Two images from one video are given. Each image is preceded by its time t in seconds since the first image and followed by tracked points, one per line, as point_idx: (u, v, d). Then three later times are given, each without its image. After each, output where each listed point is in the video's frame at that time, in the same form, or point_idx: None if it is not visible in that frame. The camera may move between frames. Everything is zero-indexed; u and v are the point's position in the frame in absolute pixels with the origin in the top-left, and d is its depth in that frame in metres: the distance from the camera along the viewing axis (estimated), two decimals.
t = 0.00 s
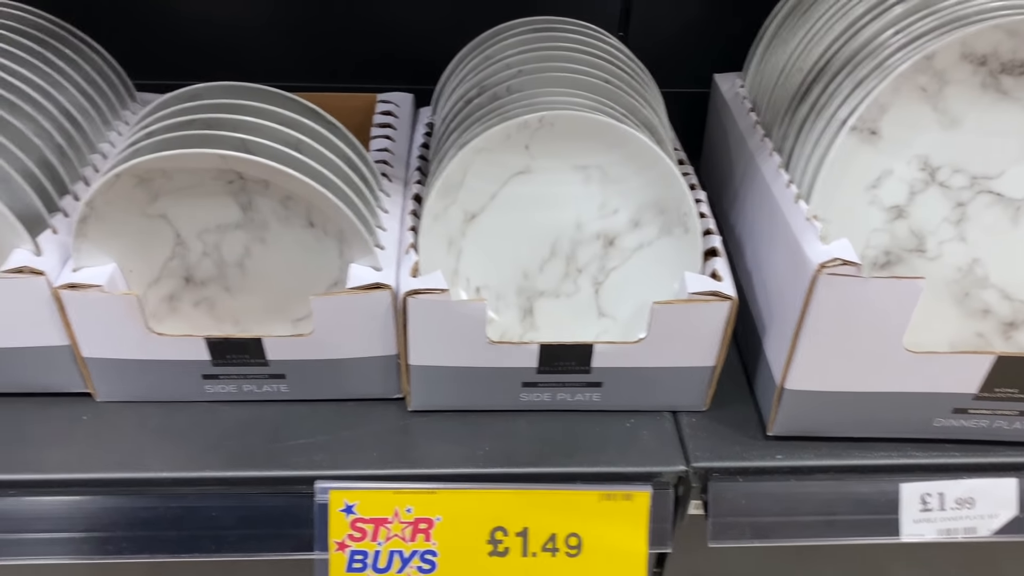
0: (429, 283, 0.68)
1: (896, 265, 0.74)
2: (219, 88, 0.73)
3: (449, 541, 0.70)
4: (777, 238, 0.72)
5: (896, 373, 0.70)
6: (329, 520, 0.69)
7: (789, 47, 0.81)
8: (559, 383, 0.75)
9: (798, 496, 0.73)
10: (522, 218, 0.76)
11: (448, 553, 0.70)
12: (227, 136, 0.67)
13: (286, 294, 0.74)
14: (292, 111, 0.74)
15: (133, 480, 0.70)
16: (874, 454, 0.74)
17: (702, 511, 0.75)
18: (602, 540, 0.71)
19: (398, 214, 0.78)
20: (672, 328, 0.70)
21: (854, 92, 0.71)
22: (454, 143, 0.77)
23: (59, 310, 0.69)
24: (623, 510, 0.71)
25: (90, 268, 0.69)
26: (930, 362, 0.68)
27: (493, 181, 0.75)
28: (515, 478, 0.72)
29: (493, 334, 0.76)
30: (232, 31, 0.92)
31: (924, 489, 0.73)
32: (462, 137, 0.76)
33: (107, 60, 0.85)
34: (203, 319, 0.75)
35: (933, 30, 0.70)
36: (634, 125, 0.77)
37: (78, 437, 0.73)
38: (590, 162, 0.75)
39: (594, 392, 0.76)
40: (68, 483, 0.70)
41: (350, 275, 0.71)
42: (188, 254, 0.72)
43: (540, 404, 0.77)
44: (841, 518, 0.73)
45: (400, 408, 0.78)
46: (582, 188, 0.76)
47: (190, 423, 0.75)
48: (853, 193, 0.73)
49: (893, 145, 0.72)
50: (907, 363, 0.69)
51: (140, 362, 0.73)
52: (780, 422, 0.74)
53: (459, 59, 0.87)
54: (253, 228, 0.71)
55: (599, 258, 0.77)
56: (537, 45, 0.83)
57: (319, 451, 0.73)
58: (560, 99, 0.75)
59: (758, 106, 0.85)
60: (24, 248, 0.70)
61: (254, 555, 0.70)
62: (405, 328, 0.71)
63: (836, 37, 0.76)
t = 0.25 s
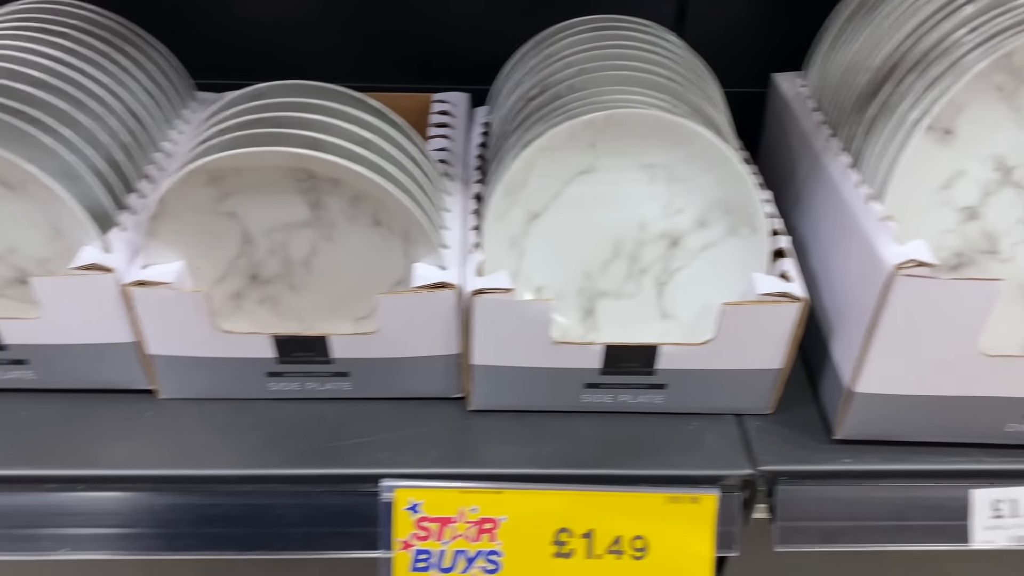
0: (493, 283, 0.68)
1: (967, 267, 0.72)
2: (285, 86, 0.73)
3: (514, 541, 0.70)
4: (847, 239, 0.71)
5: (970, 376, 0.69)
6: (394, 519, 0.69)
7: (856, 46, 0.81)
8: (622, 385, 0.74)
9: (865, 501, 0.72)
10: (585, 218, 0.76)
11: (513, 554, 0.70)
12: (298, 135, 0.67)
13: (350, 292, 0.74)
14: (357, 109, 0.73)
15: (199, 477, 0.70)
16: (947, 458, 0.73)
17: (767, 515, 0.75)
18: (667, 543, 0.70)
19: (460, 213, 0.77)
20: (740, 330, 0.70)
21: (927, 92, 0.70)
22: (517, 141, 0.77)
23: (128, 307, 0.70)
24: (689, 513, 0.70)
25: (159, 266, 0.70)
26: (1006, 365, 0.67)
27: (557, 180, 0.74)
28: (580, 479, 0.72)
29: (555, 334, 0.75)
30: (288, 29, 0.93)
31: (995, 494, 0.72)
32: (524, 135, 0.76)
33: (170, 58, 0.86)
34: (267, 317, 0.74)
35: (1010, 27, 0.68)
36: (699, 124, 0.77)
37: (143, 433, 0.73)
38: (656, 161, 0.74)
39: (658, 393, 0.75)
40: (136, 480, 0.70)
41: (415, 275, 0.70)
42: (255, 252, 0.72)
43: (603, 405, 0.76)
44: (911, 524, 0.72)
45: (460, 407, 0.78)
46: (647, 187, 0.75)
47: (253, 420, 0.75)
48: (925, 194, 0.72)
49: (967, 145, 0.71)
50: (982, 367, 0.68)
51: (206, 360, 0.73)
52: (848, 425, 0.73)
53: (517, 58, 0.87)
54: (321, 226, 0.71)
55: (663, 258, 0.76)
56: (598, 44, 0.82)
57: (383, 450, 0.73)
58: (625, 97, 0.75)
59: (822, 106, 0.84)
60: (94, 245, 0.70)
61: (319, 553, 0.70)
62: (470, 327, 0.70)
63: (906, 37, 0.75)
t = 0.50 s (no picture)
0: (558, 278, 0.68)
1: None
2: (357, 81, 0.74)
3: (577, 537, 0.70)
4: (919, 237, 0.70)
5: None
6: (457, 511, 0.70)
7: (927, 41, 0.80)
8: (686, 382, 0.74)
9: (933, 503, 0.71)
10: (649, 213, 0.75)
11: (576, 549, 0.70)
12: (369, 129, 0.68)
13: (414, 286, 0.75)
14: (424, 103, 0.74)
15: (265, 466, 0.71)
16: (1017, 462, 0.72)
17: (832, 515, 0.74)
18: (731, 541, 0.70)
19: (522, 208, 0.77)
20: (808, 327, 0.69)
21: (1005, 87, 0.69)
22: (580, 136, 0.76)
23: (197, 298, 0.71)
24: (754, 512, 0.70)
25: (229, 258, 0.70)
26: None
27: (622, 174, 0.74)
28: (642, 476, 0.72)
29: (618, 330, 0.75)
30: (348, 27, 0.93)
31: None
32: (588, 129, 0.76)
33: (234, 54, 0.87)
34: (331, 309, 0.76)
35: None
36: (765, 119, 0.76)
37: (210, 422, 0.74)
38: (723, 156, 0.74)
39: (722, 391, 0.74)
40: (203, 468, 0.71)
41: (480, 268, 0.70)
42: (322, 245, 0.73)
43: (665, 402, 0.76)
44: (980, 527, 0.70)
45: (521, 402, 0.77)
46: (713, 183, 0.75)
47: (317, 411, 0.76)
48: (1000, 191, 0.71)
49: None
50: None
51: (272, 350, 0.74)
52: (917, 426, 0.72)
53: (578, 53, 0.87)
54: (387, 219, 0.72)
55: (728, 255, 0.76)
56: (662, 39, 0.82)
57: (445, 443, 0.73)
58: (693, 92, 0.74)
59: (890, 101, 0.83)
60: (165, 236, 0.71)
61: (381, 543, 0.70)
62: (534, 322, 0.70)
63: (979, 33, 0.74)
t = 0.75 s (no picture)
0: (613, 278, 0.67)
1: None
2: (412, 80, 0.74)
3: (631, 540, 0.69)
4: (984, 241, 0.68)
5: None
6: (510, 513, 0.69)
7: (991, 40, 0.78)
8: (742, 386, 0.73)
9: (995, 512, 0.70)
10: (705, 214, 0.75)
11: (629, 552, 0.70)
12: (426, 129, 0.68)
13: (466, 286, 0.74)
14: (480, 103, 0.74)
15: (320, 463, 0.71)
16: None
17: (889, 523, 0.73)
18: (787, 547, 0.69)
19: (575, 209, 0.76)
20: (869, 332, 0.68)
21: None
22: (635, 136, 0.76)
23: (254, 295, 0.71)
24: (811, 518, 0.69)
25: (286, 256, 0.71)
26: None
27: (678, 175, 0.73)
28: (697, 480, 0.71)
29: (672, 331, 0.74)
30: (398, 24, 0.93)
31: None
32: (644, 130, 0.75)
33: (287, 53, 0.87)
34: (383, 307, 0.76)
35: None
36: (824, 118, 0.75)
37: (264, 419, 0.75)
38: (782, 158, 0.73)
39: (777, 395, 0.74)
40: (258, 465, 0.71)
41: (534, 269, 0.70)
42: (377, 244, 0.73)
43: (718, 406, 0.75)
44: None
45: (572, 403, 0.77)
46: (770, 184, 0.74)
47: (369, 409, 0.76)
48: None
49: None
50: None
51: (326, 348, 0.74)
52: (978, 435, 0.71)
53: (631, 51, 0.86)
54: (442, 219, 0.72)
55: (785, 257, 0.75)
56: (718, 38, 0.81)
57: (498, 443, 0.73)
58: (751, 93, 0.73)
59: (950, 102, 0.81)
60: (223, 234, 0.71)
61: (435, 542, 0.70)
62: (589, 323, 0.69)
63: None
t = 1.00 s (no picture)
0: (662, 287, 0.66)
1: None
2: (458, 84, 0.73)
3: (676, 551, 0.68)
4: None
5: None
6: (554, 521, 0.69)
7: None
8: (789, 396, 0.72)
9: None
10: (753, 221, 0.74)
11: (674, 563, 0.69)
12: (474, 135, 0.67)
13: (510, 292, 0.74)
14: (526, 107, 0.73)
15: (363, 469, 0.71)
16: None
17: (940, 536, 0.71)
18: (836, 561, 0.68)
19: (621, 215, 0.75)
20: (922, 343, 0.66)
21: None
22: (683, 141, 0.75)
23: (299, 300, 0.71)
24: (860, 532, 0.68)
25: (331, 261, 0.71)
26: None
27: (727, 181, 0.72)
28: (742, 490, 0.70)
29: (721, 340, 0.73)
30: (437, 28, 0.93)
31: None
32: (692, 135, 0.74)
33: (330, 56, 0.87)
34: (426, 312, 0.76)
35: None
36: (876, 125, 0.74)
37: (306, 423, 0.75)
38: (833, 164, 0.72)
39: (825, 406, 0.73)
40: (301, 470, 0.71)
41: (580, 276, 0.69)
42: (421, 249, 0.72)
43: (764, 415, 0.74)
44: None
45: (615, 410, 0.76)
46: (821, 191, 0.73)
47: (411, 414, 0.76)
48: None
49: None
50: None
51: (369, 353, 0.74)
52: None
53: (675, 54, 0.85)
54: (487, 225, 0.71)
55: (835, 265, 0.74)
56: (766, 41, 0.80)
57: (540, 450, 0.72)
58: (802, 98, 0.72)
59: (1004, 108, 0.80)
60: (269, 238, 0.71)
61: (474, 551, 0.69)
62: (635, 331, 0.69)
63: None
